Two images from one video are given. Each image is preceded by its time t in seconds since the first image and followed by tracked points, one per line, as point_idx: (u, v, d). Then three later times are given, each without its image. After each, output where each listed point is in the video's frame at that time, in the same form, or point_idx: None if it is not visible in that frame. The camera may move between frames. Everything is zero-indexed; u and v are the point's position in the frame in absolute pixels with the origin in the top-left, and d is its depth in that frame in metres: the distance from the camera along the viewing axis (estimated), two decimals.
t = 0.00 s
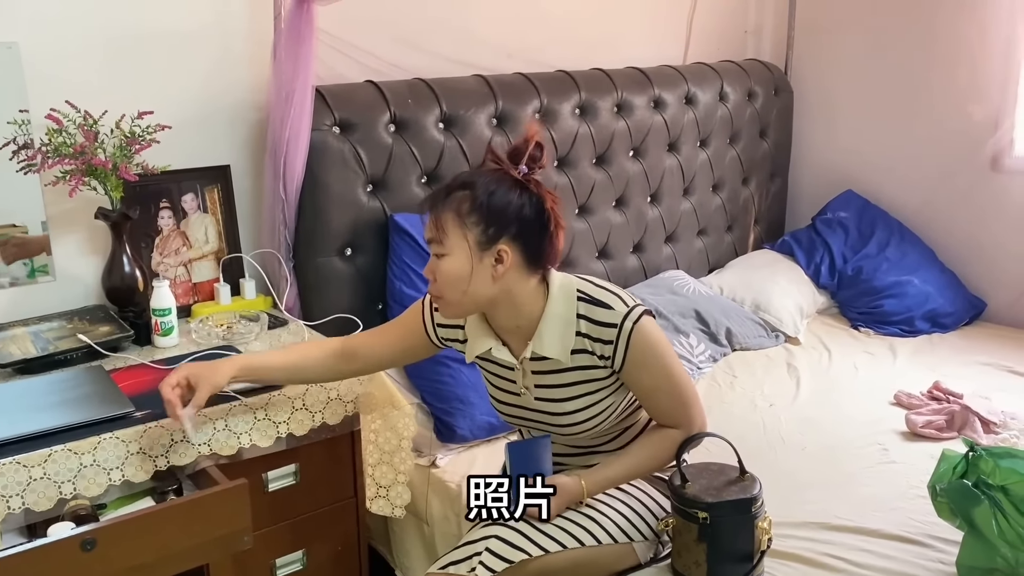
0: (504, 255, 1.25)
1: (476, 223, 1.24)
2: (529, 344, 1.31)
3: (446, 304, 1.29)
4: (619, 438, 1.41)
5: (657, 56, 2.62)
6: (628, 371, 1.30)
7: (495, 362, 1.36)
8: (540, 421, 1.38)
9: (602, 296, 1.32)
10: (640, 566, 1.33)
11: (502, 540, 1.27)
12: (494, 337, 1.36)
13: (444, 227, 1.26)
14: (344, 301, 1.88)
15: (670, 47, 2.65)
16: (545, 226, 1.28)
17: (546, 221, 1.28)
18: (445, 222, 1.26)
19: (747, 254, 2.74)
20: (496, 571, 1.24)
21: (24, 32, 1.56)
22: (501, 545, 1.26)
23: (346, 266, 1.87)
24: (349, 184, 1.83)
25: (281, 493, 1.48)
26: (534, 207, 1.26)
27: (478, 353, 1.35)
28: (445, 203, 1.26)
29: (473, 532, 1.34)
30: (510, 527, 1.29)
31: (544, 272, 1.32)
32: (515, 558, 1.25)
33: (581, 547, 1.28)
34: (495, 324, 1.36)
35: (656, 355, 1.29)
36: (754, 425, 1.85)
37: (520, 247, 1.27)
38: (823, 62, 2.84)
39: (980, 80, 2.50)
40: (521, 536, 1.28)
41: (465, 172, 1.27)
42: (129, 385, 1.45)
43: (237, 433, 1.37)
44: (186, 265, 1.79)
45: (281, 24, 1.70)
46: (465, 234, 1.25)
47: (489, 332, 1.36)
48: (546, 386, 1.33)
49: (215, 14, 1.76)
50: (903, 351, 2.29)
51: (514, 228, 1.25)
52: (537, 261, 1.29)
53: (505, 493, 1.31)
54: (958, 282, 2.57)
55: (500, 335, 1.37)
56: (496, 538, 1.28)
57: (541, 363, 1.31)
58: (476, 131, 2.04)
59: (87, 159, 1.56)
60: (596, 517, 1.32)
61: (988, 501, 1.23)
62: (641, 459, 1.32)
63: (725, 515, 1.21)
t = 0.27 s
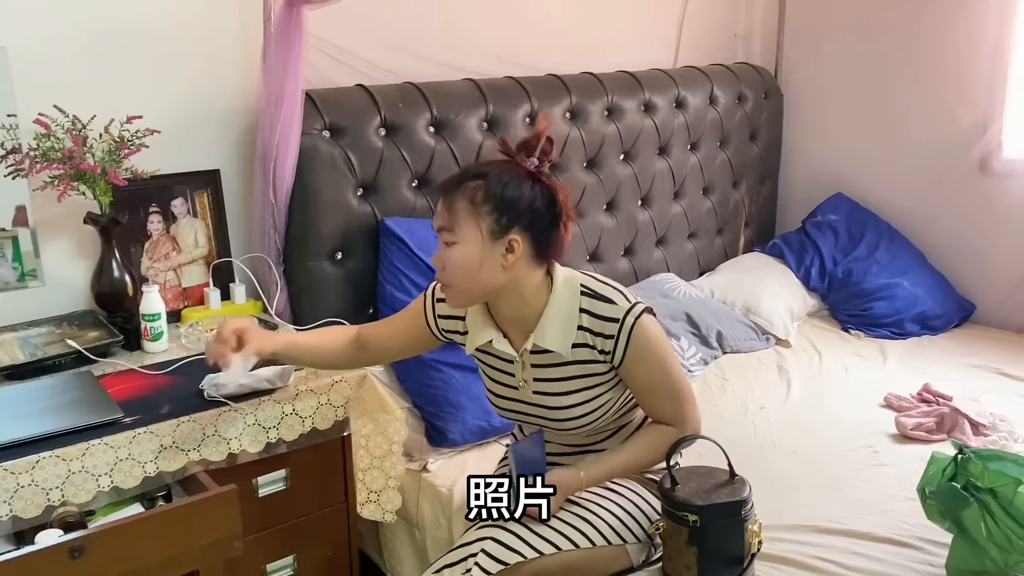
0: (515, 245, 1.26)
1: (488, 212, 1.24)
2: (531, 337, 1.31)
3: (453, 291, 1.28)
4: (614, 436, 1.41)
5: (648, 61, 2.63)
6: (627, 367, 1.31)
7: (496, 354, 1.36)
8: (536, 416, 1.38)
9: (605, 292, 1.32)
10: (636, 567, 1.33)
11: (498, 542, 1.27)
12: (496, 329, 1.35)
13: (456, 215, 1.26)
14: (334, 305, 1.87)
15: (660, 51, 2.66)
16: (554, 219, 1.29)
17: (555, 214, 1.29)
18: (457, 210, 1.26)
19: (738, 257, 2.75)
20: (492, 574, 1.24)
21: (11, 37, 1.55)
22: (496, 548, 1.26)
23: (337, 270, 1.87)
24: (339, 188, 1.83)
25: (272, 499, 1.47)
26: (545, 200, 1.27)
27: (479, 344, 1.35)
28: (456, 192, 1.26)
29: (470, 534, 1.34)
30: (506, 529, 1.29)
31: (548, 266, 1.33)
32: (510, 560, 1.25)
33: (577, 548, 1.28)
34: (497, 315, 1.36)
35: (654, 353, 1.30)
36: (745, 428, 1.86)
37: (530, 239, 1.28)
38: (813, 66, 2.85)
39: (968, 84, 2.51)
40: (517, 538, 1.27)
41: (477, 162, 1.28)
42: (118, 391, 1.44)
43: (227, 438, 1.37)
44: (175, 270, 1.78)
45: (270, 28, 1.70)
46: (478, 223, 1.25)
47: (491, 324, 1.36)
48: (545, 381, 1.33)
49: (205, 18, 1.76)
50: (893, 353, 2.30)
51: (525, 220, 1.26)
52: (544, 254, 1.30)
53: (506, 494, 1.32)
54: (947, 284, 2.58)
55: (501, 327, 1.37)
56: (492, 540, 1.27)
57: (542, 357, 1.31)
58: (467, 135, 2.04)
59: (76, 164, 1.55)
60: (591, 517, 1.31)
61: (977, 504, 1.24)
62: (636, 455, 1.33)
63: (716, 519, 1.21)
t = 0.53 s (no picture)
0: (550, 231, 1.29)
1: (528, 199, 1.27)
2: (545, 318, 1.34)
3: (483, 275, 1.29)
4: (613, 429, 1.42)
5: (637, 64, 2.64)
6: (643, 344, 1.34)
7: (506, 340, 1.38)
8: (540, 404, 1.38)
9: (620, 277, 1.36)
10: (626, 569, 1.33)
11: (494, 539, 1.27)
12: (507, 313, 1.38)
13: (494, 200, 1.26)
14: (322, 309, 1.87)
15: (649, 54, 2.67)
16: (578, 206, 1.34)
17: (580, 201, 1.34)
18: (495, 195, 1.26)
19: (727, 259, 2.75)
20: (489, 571, 1.24)
21: None
22: (493, 545, 1.26)
23: (325, 273, 1.87)
24: (328, 192, 1.82)
25: (260, 504, 1.46)
26: (575, 187, 1.31)
27: (491, 326, 1.37)
28: (491, 177, 1.27)
29: (467, 531, 1.33)
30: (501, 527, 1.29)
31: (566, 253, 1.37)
32: (507, 558, 1.25)
33: (572, 546, 1.28)
34: (510, 300, 1.38)
35: (668, 336, 1.33)
36: (734, 430, 1.86)
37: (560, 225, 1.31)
38: (800, 69, 2.86)
39: (955, 86, 2.52)
40: (513, 535, 1.27)
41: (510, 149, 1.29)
42: (105, 396, 1.43)
43: (214, 443, 1.36)
44: (163, 274, 1.77)
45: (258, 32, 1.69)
46: (517, 209, 1.27)
47: (503, 308, 1.38)
48: (555, 364, 1.35)
49: (192, 21, 1.75)
50: (881, 355, 2.31)
51: (559, 207, 1.30)
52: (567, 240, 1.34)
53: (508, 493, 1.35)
54: (935, 286, 2.59)
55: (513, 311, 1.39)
56: (488, 537, 1.27)
57: (556, 338, 1.34)
58: (456, 138, 2.03)
59: (62, 167, 1.54)
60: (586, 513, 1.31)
61: (964, 505, 1.25)
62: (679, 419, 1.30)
63: (705, 521, 1.21)
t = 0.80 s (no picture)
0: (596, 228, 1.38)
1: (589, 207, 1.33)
2: (556, 309, 1.35)
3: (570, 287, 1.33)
4: (614, 423, 1.42)
5: (624, 67, 2.64)
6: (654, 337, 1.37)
7: (513, 334, 1.39)
8: (545, 397, 1.38)
9: (627, 270, 1.39)
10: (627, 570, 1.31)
11: (492, 537, 1.25)
12: (513, 306, 1.38)
13: (579, 217, 1.29)
14: (309, 313, 1.86)
15: (637, 57, 2.67)
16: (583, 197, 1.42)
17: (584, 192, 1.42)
18: (579, 212, 1.30)
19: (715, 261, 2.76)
20: (487, 570, 1.22)
21: None
22: (492, 543, 1.24)
23: (313, 277, 1.86)
24: (314, 195, 1.82)
25: (246, 509, 1.46)
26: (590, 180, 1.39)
27: (499, 319, 1.38)
28: (564, 196, 1.28)
29: (463, 532, 1.32)
30: (498, 525, 1.27)
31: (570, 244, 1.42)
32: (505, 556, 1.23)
33: (568, 545, 1.27)
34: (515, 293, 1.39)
35: (677, 328, 1.37)
36: (722, 433, 1.86)
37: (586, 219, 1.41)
38: (787, 72, 2.88)
39: (940, 89, 2.54)
40: (511, 534, 1.26)
41: (558, 165, 1.31)
42: (90, 401, 1.42)
43: (200, 448, 1.35)
44: (149, 278, 1.76)
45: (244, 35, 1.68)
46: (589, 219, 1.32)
47: (509, 302, 1.38)
48: (563, 355, 1.36)
49: (179, 23, 1.75)
50: (868, 357, 2.32)
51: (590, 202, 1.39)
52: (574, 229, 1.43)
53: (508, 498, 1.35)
54: (921, 288, 2.61)
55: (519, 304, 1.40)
56: (486, 535, 1.26)
57: (565, 329, 1.35)
58: (444, 141, 2.03)
59: (46, 171, 1.53)
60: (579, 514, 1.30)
61: (950, 506, 1.25)
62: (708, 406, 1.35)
63: (693, 523, 1.21)
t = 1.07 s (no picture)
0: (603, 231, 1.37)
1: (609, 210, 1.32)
2: (558, 311, 1.35)
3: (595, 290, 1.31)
4: (609, 424, 1.42)
5: (612, 69, 2.65)
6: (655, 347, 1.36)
7: (513, 335, 1.38)
8: (543, 399, 1.38)
9: (629, 274, 1.39)
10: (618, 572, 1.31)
11: (483, 538, 1.25)
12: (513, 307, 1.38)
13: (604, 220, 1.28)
14: (295, 315, 1.86)
15: (624, 59, 2.68)
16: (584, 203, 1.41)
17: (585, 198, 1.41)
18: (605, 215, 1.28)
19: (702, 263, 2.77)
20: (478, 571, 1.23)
21: None
22: (482, 544, 1.24)
23: (299, 279, 1.86)
24: (301, 196, 1.81)
25: (232, 512, 1.45)
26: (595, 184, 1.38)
27: (499, 321, 1.38)
28: (592, 200, 1.26)
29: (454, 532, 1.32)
30: (489, 526, 1.27)
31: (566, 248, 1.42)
32: (496, 557, 1.23)
33: (559, 547, 1.27)
34: (514, 295, 1.39)
35: (675, 337, 1.36)
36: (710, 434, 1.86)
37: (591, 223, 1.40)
38: (774, 74, 2.89)
39: (925, 91, 2.55)
40: (501, 535, 1.25)
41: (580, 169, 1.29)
42: (74, 405, 1.41)
43: (186, 452, 1.34)
44: (134, 280, 1.75)
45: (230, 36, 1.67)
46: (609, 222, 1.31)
47: (510, 303, 1.38)
48: (562, 358, 1.35)
49: (164, 24, 1.74)
50: (855, 357, 2.33)
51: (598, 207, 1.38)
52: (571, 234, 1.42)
53: (508, 503, 1.34)
54: (908, 289, 2.62)
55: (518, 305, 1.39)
56: (478, 536, 1.25)
57: (565, 331, 1.35)
58: (431, 142, 2.03)
59: (29, 173, 1.51)
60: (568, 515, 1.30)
61: (935, 506, 1.26)
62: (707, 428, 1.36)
63: (681, 524, 1.21)
